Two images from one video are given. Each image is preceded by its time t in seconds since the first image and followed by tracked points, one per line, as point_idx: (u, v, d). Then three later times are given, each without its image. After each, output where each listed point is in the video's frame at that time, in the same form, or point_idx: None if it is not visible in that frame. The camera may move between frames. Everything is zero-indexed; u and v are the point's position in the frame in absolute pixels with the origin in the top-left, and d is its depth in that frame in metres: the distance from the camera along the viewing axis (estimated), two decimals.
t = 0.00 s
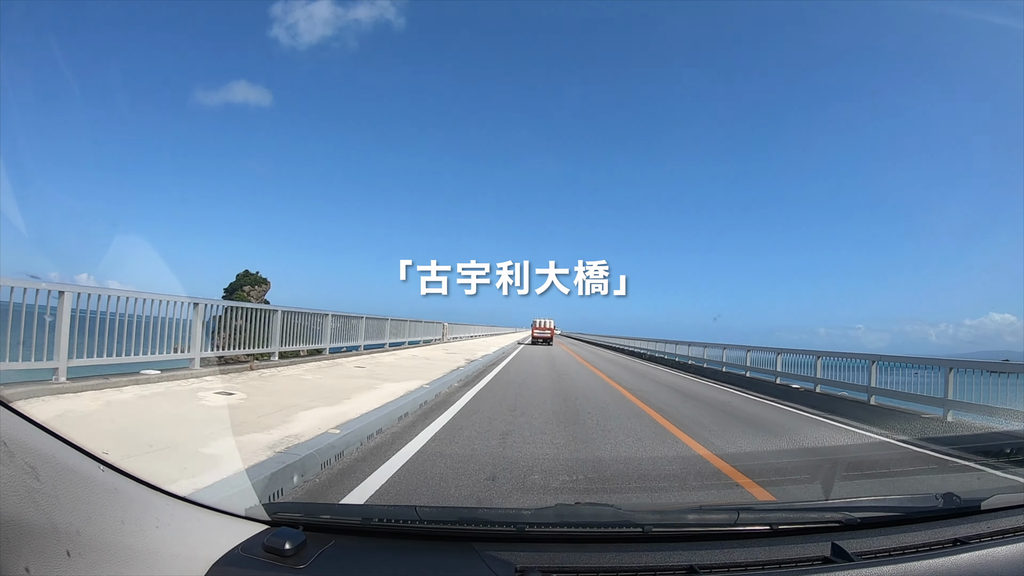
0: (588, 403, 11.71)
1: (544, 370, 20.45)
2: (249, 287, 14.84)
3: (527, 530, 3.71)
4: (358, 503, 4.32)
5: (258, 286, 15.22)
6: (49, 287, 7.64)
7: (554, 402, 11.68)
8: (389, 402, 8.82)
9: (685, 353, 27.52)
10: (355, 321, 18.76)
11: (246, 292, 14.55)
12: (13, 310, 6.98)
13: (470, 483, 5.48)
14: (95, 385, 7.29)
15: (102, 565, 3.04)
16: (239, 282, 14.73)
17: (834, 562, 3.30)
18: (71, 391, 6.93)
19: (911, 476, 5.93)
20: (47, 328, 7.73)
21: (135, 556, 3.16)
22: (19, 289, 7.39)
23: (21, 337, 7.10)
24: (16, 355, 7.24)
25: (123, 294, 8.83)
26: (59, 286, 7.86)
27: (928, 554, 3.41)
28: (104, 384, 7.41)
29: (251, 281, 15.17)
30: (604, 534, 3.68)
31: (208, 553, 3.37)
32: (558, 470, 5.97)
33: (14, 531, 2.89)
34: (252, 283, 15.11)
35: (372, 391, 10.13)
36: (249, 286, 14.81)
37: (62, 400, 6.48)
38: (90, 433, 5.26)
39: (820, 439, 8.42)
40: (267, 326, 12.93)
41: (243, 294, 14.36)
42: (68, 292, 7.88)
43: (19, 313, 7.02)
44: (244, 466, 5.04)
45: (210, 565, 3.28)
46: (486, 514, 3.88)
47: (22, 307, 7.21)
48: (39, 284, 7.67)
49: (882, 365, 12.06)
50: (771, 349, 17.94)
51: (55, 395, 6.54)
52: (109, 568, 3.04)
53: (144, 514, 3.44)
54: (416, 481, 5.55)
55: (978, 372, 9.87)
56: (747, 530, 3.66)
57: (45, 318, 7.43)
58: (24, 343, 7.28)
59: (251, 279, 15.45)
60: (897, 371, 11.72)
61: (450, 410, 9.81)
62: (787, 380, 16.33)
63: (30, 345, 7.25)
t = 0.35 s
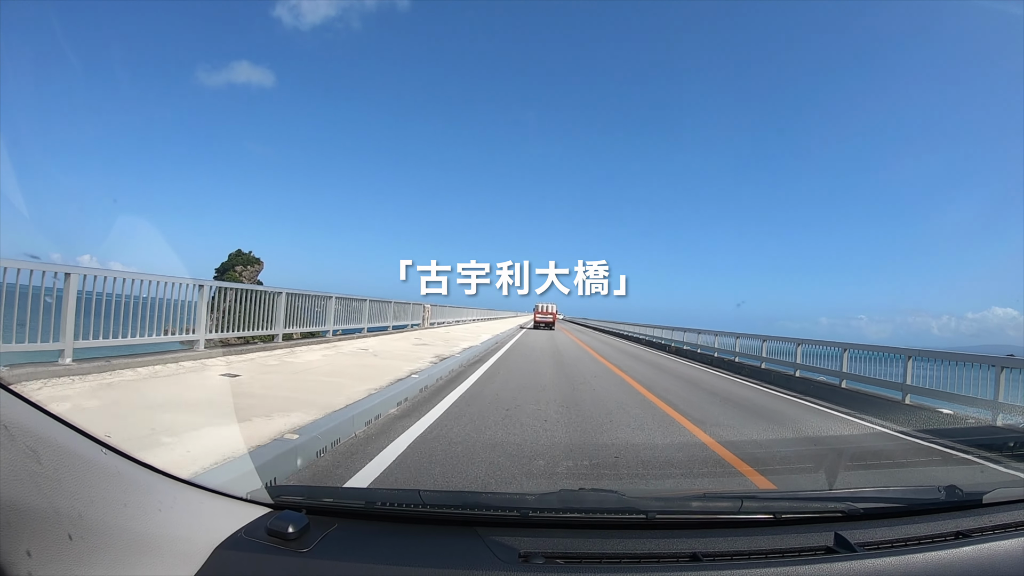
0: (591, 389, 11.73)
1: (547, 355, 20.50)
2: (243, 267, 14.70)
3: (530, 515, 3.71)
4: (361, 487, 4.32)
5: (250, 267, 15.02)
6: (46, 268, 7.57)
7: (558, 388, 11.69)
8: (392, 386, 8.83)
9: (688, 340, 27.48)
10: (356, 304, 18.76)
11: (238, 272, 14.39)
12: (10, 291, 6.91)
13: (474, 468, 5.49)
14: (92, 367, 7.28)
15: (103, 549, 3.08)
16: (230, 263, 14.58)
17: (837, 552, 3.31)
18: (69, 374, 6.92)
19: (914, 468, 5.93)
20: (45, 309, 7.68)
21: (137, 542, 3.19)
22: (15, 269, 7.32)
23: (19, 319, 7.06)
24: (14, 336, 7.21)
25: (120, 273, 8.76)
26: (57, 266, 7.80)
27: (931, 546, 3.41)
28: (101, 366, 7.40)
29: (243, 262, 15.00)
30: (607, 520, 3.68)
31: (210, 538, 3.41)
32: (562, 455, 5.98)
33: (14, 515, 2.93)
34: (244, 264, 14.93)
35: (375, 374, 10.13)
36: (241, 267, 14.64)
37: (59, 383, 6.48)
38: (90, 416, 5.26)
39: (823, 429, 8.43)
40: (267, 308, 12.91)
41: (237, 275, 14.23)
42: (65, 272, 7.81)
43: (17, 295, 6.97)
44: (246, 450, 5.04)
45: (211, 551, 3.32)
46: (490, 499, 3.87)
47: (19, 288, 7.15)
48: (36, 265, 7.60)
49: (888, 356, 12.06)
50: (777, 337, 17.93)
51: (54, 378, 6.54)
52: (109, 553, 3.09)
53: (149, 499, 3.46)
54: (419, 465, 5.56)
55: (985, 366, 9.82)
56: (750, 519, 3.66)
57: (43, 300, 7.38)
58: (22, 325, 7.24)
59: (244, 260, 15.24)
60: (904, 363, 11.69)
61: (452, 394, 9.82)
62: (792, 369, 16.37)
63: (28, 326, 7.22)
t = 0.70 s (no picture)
0: (591, 372, 11.75)
1: (547, 339, 20.53)
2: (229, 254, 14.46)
3: (525, 498, 3.71)
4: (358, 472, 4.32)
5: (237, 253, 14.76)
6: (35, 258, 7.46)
7: (557, 371, 11.68)
8: (391, 371, 8.83)
9: (688, 322, 27.46)
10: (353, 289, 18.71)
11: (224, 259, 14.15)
12: None
13: (472, 452, 5.49)
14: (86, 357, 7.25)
15: (98, 538, 3.06)
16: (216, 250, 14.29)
17: (833, 536, 3.31)
18: (63, 364, 6.89)
19: (912, 452, 5.93)
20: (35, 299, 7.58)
21: (132, 529, 3.18)
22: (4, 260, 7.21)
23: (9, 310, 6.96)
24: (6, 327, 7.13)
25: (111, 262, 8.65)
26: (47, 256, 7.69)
27: (927, 530, 3.41)
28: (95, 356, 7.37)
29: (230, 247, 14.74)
30: (603, 503, 3.68)
31: (205, 524, 3.40)
32: (560, 439, 5.98)
33: (9, 504, 2.93)
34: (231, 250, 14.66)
35: (372, 359, 10.11)
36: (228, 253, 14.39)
37: (52, 373, 6.45)
38: (81, 407, 5.22)
39: (822, 412, 8.45)
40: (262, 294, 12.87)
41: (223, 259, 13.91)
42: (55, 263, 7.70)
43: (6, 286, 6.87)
44: (243, 438, 5.03)
45: (206, 537, 3.31)
46: (485, 482, 3.87)
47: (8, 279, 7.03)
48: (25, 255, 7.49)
49: (888, 339, 12.08)
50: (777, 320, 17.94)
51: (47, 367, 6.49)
52: (104, 541, 3.07)
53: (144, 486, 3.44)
54: (416, 449, 5.57)
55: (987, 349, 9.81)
56: (746, 502, 3.65)
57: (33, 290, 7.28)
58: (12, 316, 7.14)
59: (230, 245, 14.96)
60: (906, 346, 11.67)
61: (451, 378, 9.82)
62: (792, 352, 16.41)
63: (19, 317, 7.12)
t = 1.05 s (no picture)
0: (591, 365, 11.75)
1: (546, 331, 20.56)
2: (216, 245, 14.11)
3: (526, 492, 3.70)
4: (359, 466, 4.30)
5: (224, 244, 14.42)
6: (34, 253, 7.40)
7: (557, 364, 11.67)
8: (390, 364, 8.79)
9: (688, 315, 27.44)
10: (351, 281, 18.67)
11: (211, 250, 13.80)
12: None
13: (475, 445, 5.49)
14: (83, 351, 7.20)
15: (99, 534, 3.06)
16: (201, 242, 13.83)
17: (835, 529, 3.32)
18: (59, 358, 6.84)
19: (913, 445, 5.94)
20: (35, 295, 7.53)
21: (132, 524, 3.18)
22: None
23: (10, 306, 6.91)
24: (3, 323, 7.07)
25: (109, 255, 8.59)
26: (45, 251, 7.62)
27: (928, 524, 3.41)
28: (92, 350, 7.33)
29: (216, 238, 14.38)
30: (605, 497, 3.67)
31: (206, 518, 3.41)
32: (562, 432, 5.97)
33: (7, 502, 2.91)
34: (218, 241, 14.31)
35: (372, 353, 10.10)
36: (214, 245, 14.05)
37: (48, 368, 6.41)
38: (80, 403, 5.20)
39: (823, 404, 8.47)
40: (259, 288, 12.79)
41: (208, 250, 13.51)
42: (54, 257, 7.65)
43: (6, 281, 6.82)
44: (242, 433, 5.00)
45: (207, 531, 3.31)
46: (486, 476, 3.85)
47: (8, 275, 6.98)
48: (23, 249, 7.43)
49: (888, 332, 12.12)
50: (777, 312, 17.97)
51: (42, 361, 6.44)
52: (105, 538, 3.06)
53: (142, 481, 3.42)
54: (417, 443, 5.55)
55: (988, 343, 9.81)
56: (748, 495, 3.65)
57: (33, 285, 7.24)
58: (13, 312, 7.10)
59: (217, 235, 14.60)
60: (908, 340, 11.68)
61: (451, 371, 9.81)
62: (792, 344, 16.47)
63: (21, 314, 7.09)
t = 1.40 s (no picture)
0: (591, 359, 11.73)
1: (547, 325, 20.53)
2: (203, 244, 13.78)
3: (523, 488, 3.68)
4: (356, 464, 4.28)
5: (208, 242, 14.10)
6: (36, 254, 7.40)
7: (557, 358, 11.65)
8: (388, 361, 8.77)
9: (688, 308, 27.41)
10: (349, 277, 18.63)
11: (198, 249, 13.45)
12: None
13: (474, 441, 5.46)
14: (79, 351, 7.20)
15: (94, 534, 3.04)
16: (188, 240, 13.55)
17: (833, 524, 3.30)
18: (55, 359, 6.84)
19: (913, 438, 5.92)
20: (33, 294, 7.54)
21: (128, 524, 3.15)
22: None
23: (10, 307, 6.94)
24: None
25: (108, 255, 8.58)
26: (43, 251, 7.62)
27: (928, 518, 3.39)
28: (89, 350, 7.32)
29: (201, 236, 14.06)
30: (602, 493, 3.65)
31: (202, 518, 3.39)
32: (562, 427, 5.95)
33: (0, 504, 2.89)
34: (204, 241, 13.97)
35: (370, 350, 10.07)
36: (201, 241, 13.70)
37: (44, 369, 6.40)
38: (74, 403, 5.17)
39: (824, 397, 8.44)
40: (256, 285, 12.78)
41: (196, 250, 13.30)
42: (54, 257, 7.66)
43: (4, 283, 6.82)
44: (239, 432, 4.98)
45: (203, 530, 3.29)
46: (482, 473, 3.84)
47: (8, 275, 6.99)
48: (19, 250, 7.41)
49: (890, 324, 12.08)
50: (779, 305, 17.93)
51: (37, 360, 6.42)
52: (100, 538, 3.04)
53: (138, 480, 3.40)
54: (415, 440, 5.54)
55: (990, 334, 9.79)
56: (746, 490, 3.62)
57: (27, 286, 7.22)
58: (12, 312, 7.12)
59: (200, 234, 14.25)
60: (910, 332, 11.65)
61: (450, 368, 9.78)
62: (794, 336, 16.42)
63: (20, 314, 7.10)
